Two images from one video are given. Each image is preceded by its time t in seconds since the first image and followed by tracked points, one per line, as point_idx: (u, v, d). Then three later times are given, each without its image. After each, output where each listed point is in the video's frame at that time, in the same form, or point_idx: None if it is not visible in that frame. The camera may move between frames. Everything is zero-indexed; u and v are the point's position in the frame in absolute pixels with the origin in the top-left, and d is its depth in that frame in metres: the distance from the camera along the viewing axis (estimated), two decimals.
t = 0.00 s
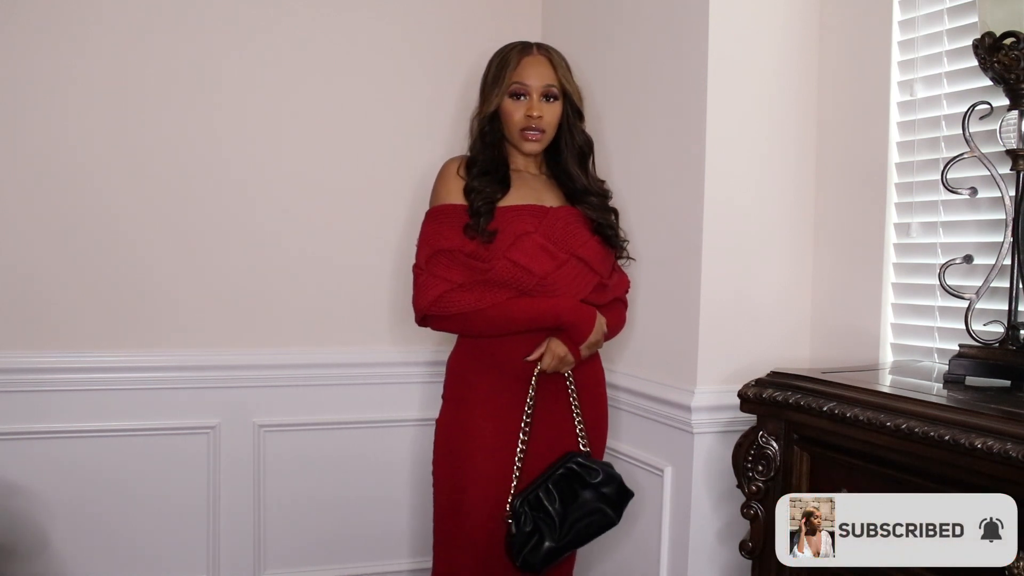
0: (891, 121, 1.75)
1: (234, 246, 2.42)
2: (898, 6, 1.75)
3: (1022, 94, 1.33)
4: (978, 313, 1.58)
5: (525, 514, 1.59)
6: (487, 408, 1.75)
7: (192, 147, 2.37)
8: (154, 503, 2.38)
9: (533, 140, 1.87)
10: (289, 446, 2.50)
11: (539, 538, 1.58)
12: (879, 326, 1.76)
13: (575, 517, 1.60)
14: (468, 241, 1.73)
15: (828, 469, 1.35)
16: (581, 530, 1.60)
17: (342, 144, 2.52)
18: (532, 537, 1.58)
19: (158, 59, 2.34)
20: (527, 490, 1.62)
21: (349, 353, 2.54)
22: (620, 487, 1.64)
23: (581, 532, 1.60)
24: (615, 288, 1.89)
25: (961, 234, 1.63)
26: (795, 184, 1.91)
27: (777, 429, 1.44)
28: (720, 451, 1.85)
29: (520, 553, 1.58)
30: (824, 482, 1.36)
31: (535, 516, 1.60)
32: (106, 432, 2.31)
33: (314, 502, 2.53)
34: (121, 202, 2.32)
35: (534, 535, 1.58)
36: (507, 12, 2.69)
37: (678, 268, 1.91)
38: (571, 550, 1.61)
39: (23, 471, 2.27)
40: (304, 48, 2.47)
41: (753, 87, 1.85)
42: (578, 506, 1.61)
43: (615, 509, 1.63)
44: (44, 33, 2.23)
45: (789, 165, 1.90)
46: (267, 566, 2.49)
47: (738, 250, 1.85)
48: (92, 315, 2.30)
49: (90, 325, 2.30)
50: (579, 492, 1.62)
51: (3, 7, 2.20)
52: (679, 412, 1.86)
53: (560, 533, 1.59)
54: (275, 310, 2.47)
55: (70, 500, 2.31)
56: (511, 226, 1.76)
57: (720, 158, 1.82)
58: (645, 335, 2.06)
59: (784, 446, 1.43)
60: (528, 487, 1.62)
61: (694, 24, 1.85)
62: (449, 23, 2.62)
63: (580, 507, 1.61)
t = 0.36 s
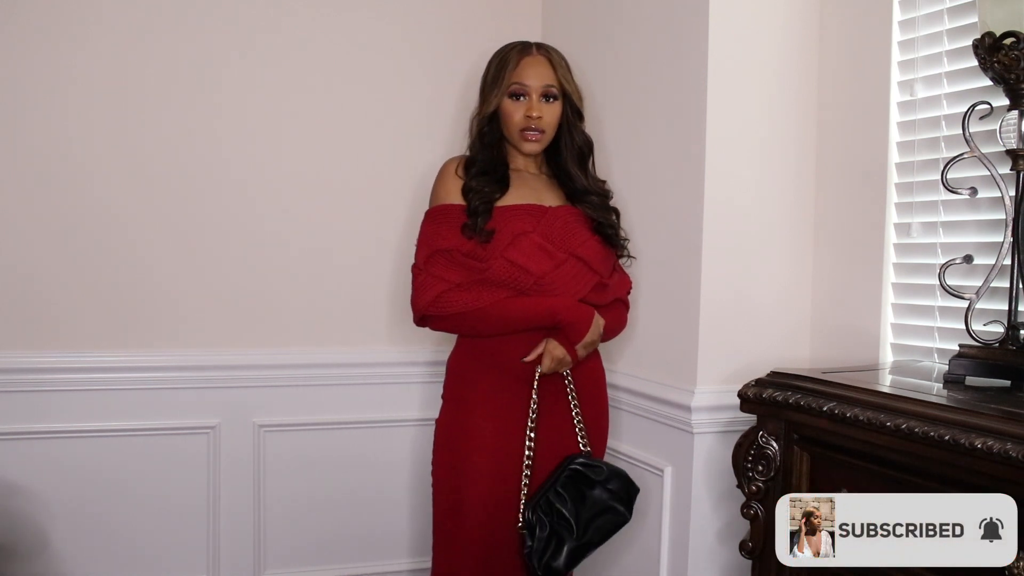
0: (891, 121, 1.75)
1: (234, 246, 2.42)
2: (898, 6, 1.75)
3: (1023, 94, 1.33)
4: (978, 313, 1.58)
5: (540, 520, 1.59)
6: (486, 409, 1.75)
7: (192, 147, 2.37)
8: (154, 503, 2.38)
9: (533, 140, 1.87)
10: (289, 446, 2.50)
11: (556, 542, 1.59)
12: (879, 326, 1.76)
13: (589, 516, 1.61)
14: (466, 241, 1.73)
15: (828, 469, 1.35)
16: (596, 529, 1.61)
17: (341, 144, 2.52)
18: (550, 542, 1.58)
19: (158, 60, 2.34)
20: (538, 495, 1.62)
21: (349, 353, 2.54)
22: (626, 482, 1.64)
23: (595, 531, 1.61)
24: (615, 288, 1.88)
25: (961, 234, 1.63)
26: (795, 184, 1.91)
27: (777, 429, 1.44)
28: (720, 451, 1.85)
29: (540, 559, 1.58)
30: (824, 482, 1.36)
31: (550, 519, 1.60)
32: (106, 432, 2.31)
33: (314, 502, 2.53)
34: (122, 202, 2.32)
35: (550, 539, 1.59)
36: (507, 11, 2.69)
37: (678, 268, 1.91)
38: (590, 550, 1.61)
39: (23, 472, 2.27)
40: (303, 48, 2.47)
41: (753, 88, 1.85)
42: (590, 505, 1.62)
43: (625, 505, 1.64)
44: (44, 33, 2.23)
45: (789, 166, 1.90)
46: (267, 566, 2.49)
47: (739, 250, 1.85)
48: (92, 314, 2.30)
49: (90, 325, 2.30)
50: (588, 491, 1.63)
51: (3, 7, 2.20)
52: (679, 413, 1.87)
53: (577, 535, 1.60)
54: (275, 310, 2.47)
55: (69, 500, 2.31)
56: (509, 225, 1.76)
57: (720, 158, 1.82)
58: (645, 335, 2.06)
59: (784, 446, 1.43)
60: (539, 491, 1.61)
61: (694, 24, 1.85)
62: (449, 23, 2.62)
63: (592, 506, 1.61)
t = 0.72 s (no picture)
0: (891, 121, 1.75)
1: (234, 246, 2.42)
2: (898, 6, 1.75)
3: (1023, 94, 1.33)
4: (978, 313, 1.58)
5: (534, 521, 1.61)
6: (485, 409, 1.75)
7: (192, 147, 2.38)
8: (154, 502, 2.38)
9: (531, 139, 1.87)
10: (289, 446, 2.50)
11: (549, 543, 1.61)
12: (880, 326, 1.76)
13: (582, 520, 1.63)
14: (465, 240, 1.73)
15: (828, 469, 1.35)
16: (589, 533, 1.63)
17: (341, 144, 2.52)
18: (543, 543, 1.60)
19: (158, 60, 2.34)
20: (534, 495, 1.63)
21: (349, 353, 2.54)
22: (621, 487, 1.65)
23: (588, 535, 1.63)
24: (615, 288, 1.88)
25: (961, 234, 1.63)
26: (795, 184, 1.91)
27: (777, 429, 1.44)
28: (719, 451, 1.85)
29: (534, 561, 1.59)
30: (824, 483, 1.36)
31: (544, 521, 1.62)
32: (106, 432, 2.31)
33: (314, 501, 2.53)
34: (122, 202, 2.32)
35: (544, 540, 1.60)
36: (506, 11, 2.69)
37: (678, 268, 1.91)
38: (583, 554, 1.63)
39: (23, 471, 2.27)
40: (303, 48, 2.47)
41: (753, 87, 1.85)
42: (583, 509, 1.63)
43: (619, 511, 1.65)
44: (44, 33, 2.23)
45: (789, 166, 1.90)
46: (267, 566, 2.49)
47: (739, 250, 1.85)
48: (92, 314, 2.30)
49: (90, 325, 2.30)
50: (582, 495, 1.64)
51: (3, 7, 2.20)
52: (679, 413, 1.87)
53: (570, 538, 1.62)
54: (276, 310, 2.47)
55: (69, 500, 2.31)
56: (508, 225, 1.76)
57: (720, 158, 1.82)
58: (645, 335, 2.06)
59: (784, 446, 1.43)
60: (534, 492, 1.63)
61: (695, 24, 1.85)
62: (449, 23, 2.62)
63: (586, 510, 1.63)
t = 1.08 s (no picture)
0: (891, 121, 1.75)
1: (234, 246, 2.43)
2: (898, 6, 1.75)
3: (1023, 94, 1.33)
4: (978, 313, 1.58)
5: (514, 519, 1.59)
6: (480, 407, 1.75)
7: (192, 148, 2.38)
8: (155, 502, 2.38)
9: (528, 137, 1.86)
10: (289, 446, 2.50)
11: (527, 542, 1.59)
12: (879, 326, 1.76)
13: (563, 522, 1.63)
14: (458, 239, 1.74)
15: (828, 470, 1.35)
16: (569, 535, 1.63)
17: (341, 144, 2.52)
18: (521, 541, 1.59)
19: (158, 61, 2.34)
20: (520, 491, 1.62)
21: (349, 353, 2.54)
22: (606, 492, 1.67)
23: (567, 537, 1.63)
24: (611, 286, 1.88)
25: (961, 234, 1.63)
26: (795, 184, 1.91)
27: (777, 429, 1.44)
28: (719, 451, 1.85)
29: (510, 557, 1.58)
30: (824, 482, 1.36)
31: (526, 518, 1.61)
32: (107, 432, 2.32)
33: (314, 501, 2.54)
34: (122, 202, 2.32)
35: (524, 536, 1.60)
36: (507, 12, 2.69)
37: (678, 268, 1.91)
38: (557, 557, 1.63)
39: (24, 471, 2.27)
40: (303, 49, 2.48)
41: (753, 88, 1.85)
42: (565, 510, 1.64)
43: (600, 515, 1.66)
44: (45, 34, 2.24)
45: (789, 165, 1.90)
46: (267, 566, 2.49)
47: (739, 250, 1.85)
48: (93, 315, 2.31)
49: (91, 326, 2.30)
50: (564, 496, 1.64)
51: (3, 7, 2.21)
52: (679, 413, 1.87)
53: (548, 538, 1.61)
54: (276, 309, 2.47)
55: (70, 500, 2.31)
56: (502, 223, 1.77)
57: (720, 159, 1.82)
58: (645, 335, 2.06)
59: (784, 446, 1.43)
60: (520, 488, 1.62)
61: (695, 24, 1.85)
62: (449, 23, 2.62)
63: (568, 512, 1.63)
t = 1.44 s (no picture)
0: (891, 121, 1.75)
1: (234, 246, 2.43)
2: (898, 6, 1.75)
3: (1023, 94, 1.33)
4: (978, 313, 1.58)
5: (491, 511, 1.59)
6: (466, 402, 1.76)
7: (192, 148, 2.38)
8: (155, 502, 2.38)
9: (518, 132, 1.88)
10: (289, 446, 2.50)
11: (504, 536, 1.58)
12: (879, 326, 1.76)
13: (545, 519, 1.60)
14: (444, 237, 1.76)
15: (827, 469, 1.35)
16: (551, 535, 1.60)
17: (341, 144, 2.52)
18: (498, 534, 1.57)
19: (158, 61, 2.34)
20: (502, 484, 1.63)
21: (349, 353, 2.54)
22: (595, 493, 1.63)
23: (548, 536, 1.60)
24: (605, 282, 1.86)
25: (961, 234, 1.63)
26: (795, 184, 1.91)
27: (777, 429, 1.44)
28: (719, 451, 1.85)
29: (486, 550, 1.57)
30: (824, 482, 1.36)
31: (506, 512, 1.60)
32: (107, 432, 2.32)
33: (314, 501, 2.54)
34: (121, 202, 2.32)
35: (503, 530, 1.58)
36: (507, 11, 2.69)
37: (678, 267, 1.91)
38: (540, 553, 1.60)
39: (24, 471, 2.27)
40: (303, 49, 2.48)
41: (753, 87, 1.85)
42: (548, 508, 1.61)
43: (587, 518, 1.63)
44: (45, 34, 2.24)
45: (789, 165, 1.90)
46: (267, 566, 2.49)
47: (738, 249, 1.85)
48: (93, 315, 2.30)
49: (91, 325, 2.30)
50: (551, 495, 1.62)
51: (4, 7, 2.21)
52: (679, 413, 1.86)
53: (528, 533, 1.59)
54: (276, 309, 2.47)
55: (69, 500, 2.31)
56: (487, 220, 1.79)
57: (720, 158, 1.82)
58: (644, 335, 2.06)
59: (784, 446, 1.43)
60: (502, 482, 1.63)
61: (695, 23, 1.85)
62: (449, 23, 2.62)
63: (552, 511, 1.60)
